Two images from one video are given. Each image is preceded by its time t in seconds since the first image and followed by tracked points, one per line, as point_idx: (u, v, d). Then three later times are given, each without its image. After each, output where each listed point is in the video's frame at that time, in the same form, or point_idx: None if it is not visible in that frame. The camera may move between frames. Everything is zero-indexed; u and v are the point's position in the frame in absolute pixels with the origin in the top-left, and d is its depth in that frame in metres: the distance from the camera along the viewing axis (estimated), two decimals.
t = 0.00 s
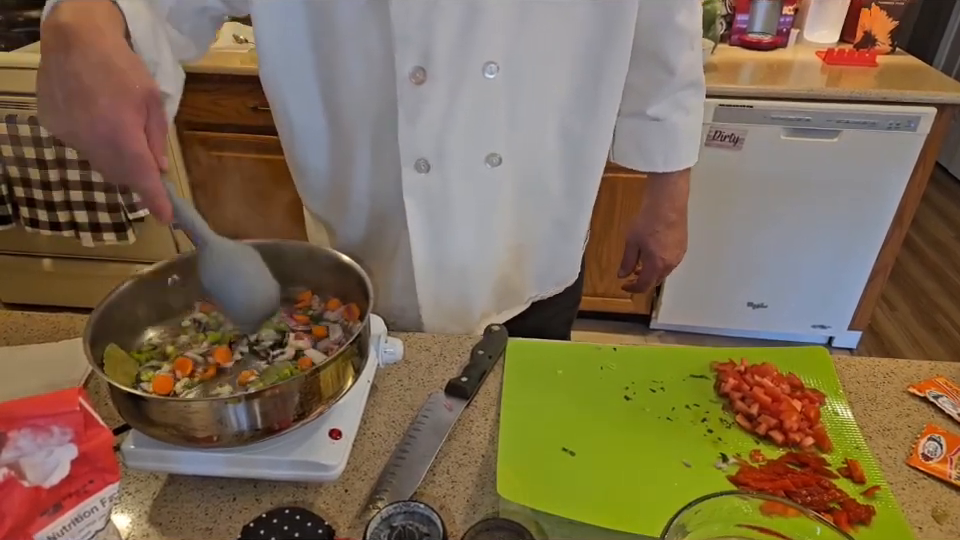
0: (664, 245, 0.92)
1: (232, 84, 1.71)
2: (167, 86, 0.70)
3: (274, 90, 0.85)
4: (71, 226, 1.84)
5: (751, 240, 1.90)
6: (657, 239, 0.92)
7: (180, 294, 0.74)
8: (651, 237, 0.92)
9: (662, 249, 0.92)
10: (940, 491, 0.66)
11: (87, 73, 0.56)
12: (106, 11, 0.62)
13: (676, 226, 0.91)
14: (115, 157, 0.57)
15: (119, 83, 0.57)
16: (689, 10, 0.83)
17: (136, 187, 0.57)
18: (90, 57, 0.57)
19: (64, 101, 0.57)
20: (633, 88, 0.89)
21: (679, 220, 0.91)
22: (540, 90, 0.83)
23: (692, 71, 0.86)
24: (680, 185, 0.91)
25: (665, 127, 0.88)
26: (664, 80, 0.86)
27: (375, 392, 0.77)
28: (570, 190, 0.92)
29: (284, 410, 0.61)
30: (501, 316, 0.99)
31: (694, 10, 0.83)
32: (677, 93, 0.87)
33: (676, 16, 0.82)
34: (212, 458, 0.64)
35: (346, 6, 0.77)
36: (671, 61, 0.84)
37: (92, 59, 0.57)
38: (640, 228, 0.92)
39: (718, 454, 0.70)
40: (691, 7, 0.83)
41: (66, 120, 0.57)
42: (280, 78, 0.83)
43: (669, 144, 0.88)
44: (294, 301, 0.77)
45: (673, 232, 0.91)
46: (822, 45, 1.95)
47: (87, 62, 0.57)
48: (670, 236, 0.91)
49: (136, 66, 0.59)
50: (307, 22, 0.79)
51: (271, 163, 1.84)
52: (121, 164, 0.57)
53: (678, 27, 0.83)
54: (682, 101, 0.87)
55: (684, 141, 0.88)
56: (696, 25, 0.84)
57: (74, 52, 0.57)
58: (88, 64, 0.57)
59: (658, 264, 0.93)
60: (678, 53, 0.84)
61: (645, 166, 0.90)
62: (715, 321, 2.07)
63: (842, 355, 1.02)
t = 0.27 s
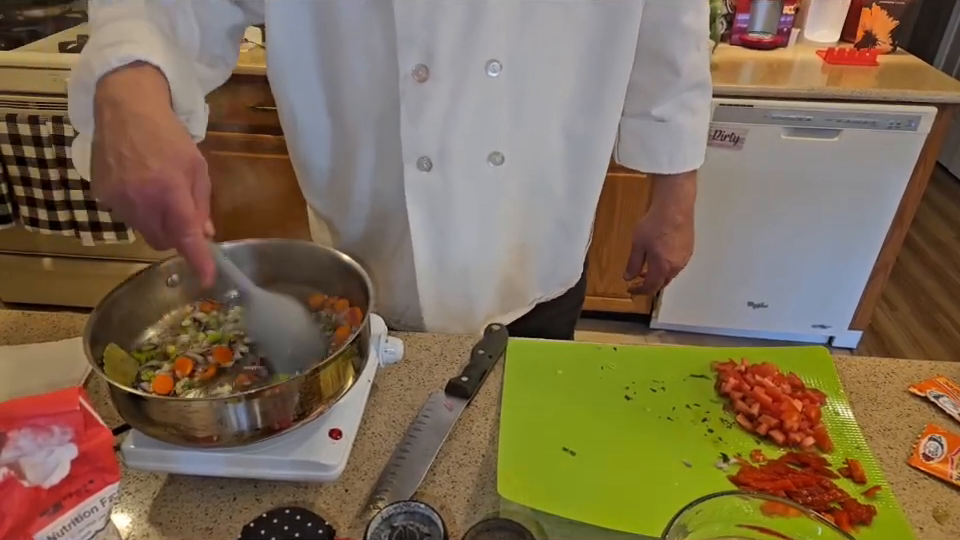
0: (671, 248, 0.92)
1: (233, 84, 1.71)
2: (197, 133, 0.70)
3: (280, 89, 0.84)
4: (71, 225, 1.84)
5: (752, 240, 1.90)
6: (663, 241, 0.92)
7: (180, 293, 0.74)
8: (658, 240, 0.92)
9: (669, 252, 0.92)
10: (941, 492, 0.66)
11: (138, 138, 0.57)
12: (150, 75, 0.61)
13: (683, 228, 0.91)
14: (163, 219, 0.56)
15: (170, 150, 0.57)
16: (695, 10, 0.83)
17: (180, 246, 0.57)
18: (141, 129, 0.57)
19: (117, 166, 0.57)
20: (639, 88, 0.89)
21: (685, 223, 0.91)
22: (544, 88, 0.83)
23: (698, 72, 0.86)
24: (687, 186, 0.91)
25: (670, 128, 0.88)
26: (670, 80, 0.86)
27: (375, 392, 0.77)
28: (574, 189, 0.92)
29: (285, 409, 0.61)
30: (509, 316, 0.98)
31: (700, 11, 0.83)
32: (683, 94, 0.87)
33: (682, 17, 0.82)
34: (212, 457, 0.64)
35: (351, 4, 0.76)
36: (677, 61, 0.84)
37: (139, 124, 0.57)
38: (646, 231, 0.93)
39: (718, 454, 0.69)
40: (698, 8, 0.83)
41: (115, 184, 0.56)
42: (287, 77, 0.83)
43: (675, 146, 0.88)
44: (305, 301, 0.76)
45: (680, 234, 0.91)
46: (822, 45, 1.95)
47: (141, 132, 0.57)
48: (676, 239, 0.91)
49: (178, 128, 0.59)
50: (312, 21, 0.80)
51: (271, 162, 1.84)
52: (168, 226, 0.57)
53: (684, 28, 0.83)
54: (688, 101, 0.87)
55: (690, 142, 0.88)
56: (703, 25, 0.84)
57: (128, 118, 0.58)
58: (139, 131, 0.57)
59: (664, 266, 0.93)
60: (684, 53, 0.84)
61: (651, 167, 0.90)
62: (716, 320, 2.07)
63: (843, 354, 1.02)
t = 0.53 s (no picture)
0: (674, 242, 0.92)
1: (232, 83, 1.71)
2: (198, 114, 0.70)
3: (284, 88, 0.84)
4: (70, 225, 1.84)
5: (752, 239, 1.90)
6: (667, 236, 0.92)
7: (180, 293, 0.74)
8: (661, 234, 0.92)
9: (672, 246, 0.92)
10: (941, 491, 0.66)
11: (126, 104, 0.56)
12: (148, 44, 0.61)
13: (685, 224, 0.92)
14: (145, 193, 0.56)
15: (160, 120, 0.57)
16: (699, 8, 0.83)
17: (156, 219, 0.56)
18: (131, 96, 0.57)
19: (101, 131, 0.56)
20: (644, 86, 0.89)
21: (688, 217, 0.92)
22: (552, 87, 0.83)
23: (701, 69, 0.86)
24: (690, 183, 0.91)
25: (674, 124, 0.88)
26: (674, 78, 0.86)
27: (375, 392, 0.76)
28: (582, 188, 0.91)
29: (284, 410, 0.61)
30: (515, 314, 0.98)
31: (704, 8, 0.83)
32: (687, 91, 0.86)
33: (685, 15, 0.82)
34: (212, 458, 0.64)
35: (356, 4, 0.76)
36: (681, 59, 0.84)
37: (130, 91, 0.57)
38: (650, 227, 0.93)
39: (718, 453, 0.69)
40: (701, 5, 0.82)
41: (99, 151, 0.56)
42: (292, 76, 0.83)
43: (678, 142, 0.88)
44: (304, 302, 0.76)
45: (683, 230, 0.92)
46: (822, 44, 1.95)
47: (131, 98, 0.57)
48: (679, 234, 0.92)
49: (172, 100, 0.59)
50: (319, 21, 0.79)
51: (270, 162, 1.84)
52: (148, 197, 0.56)
53: (688, 26, 0.83)
54: (692, 98, 0.87)
55: (693, 137, 0.88)
56: (706, 23, 0.84)
57: (119, 83, 0.57)
58: (130, 98, 0.57)
59: (667, 260, 0.94)
60: (688, 51, 0.84)
61: (656, 163, 0.90)
62: (716, 320, 2.06)
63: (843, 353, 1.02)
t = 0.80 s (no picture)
0: (677, 241, 0.92)
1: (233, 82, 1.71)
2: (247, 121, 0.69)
3: (288, 87, 0.84)
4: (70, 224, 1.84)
5: (753, 238, 1.90)
6: (670, 235, 0.92)
7: (180, 293, 0.74)
8: (664, 233, 0.92)
9: (675, 244, 0.92)
10: (943, 491, 0.66)
11: (212, 119, 0.57)
12: (215, 57, 0.61)
13: (688, 222, 0.91)
14: (228, 205, 0.57)
15: (244, 132, 0.57)
16: (703, 7, 0.83)
17: (240, 232, 0.57)
18: (215, 110, 0.57)
19: (188, 146, 0.56)
20: (649, 85, 0.89)
21: (690, 216, 0.91)
22: (559, 86, 0.83)
23: (705, 67, 0.85)
24: (692, 181, 0.91)
25: (678, 123, 0.88)
26: (678, 76, 0.86)
27: (375, 391, 0.76)
28: (587, 187, 0.91)
29: (284, 409, 0.61)
30: (519, 313, 0.98)
31: (707, 7, 0.83)
32: (691, 89, 0.86)
33: (690, 14, 0.82)
34: (211, 457, 0.64)
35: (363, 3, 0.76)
36: (685, 57, 0.84)
37: (212, 105, 0.57)
38: (652, 225, 0.92)
39: (719, 453, 0.69)
40: (705, 4, 0.82)
41: (186, 165, 0.56)
42: (298, 74, 0.83)
43: (682, 140, 0.88)
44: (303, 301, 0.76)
45: (685, 228, 0.91)
46: (823, 43, 1.95)
47: (216, 113, 0.57)
48: (681, 233, 0.91)
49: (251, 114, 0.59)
50: (325, 21, 0.79)
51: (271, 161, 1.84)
52: (232, 212, 0.57)
53: (692, 24, 0.82)
54: (696, 96, 0.87)
55: (695, 136, 0.88)
56: (710, 22, 0.84)
57: (201, 98, 0.57)
58: (214, 112, 0.57)
59: (670, 259, 0.93)
60: (692, 49, 0.84)
61: (658, 161, 0.90)
62: (716, 319, 2.06)
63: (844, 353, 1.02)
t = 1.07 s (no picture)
0: (680, 238, 0.92)
1: (232, 82, 1.71)
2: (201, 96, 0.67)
3: (291, 87, 0.84)
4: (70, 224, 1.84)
5: (753, 238, 1.90)
6: (673, 232, 0.92)
7: (179, 293, 0.74)
8: (668, 231, 0.92)
9: (679, 242, 0.92)
10: (943, 491, 0.66)
11: (140, 73, 0.54)
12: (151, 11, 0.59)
13: (691, 219, 0.91)
14: (154, 163, 0.54)
15: (172, 90, 0.55)
16: (706, 6, 0.83)
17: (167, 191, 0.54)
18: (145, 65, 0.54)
19: (110, 97, 0.54)
20: (653, 84, 0.89)
21: (694, 214, 0.91)
22: (565, 85, 0.83)
23: (709, 66, 0.85)
24: (695, 179, 0.91)
25: (682, 122, 0.88)
26: (681, 75, 0.86)
27: (375, 392, 0.76)
28: (591, 186, 0.91)
29: (283, 409, 0.61)
30: (524, 314, 0.98)
31: (710, 7, 0.83)
32: (694, 88, 0.86)
33: (694, 13, 0.82)
34: (211, 458, 0.64)
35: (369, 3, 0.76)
36: (689, 56, 0.84)
37: (141, 58, 0.55)
38: (656, 223, 0.92)
39: (719, 453, 0.69)
40: (709, 4, 0.83)
41: (108, 118, 0.53)
42: (302, 73, 0.82)
43: (685, 139, 0.88)
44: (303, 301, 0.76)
45: (689, 225, 0.91)
46: (823, 43, 1.95)
47: (144, 67, 0.54)
48: (685, 230, 0.91)
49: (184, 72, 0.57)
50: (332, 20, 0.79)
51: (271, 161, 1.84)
52: (158, 169, 0.55)
53: (696, 24, 0.82)
54: (699, 95, 0.87)
55: (699, 134, 0.88)
56: (713, 21, 0.84)
57: (130, 49, 0.55)
58: (144, 67, 0.54)
59: (674, 256, 0.93)
60: (696, 48, 0.83)
61: (661, 160, 0.90)
62: (717, 319, 2.06)
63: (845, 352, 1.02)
